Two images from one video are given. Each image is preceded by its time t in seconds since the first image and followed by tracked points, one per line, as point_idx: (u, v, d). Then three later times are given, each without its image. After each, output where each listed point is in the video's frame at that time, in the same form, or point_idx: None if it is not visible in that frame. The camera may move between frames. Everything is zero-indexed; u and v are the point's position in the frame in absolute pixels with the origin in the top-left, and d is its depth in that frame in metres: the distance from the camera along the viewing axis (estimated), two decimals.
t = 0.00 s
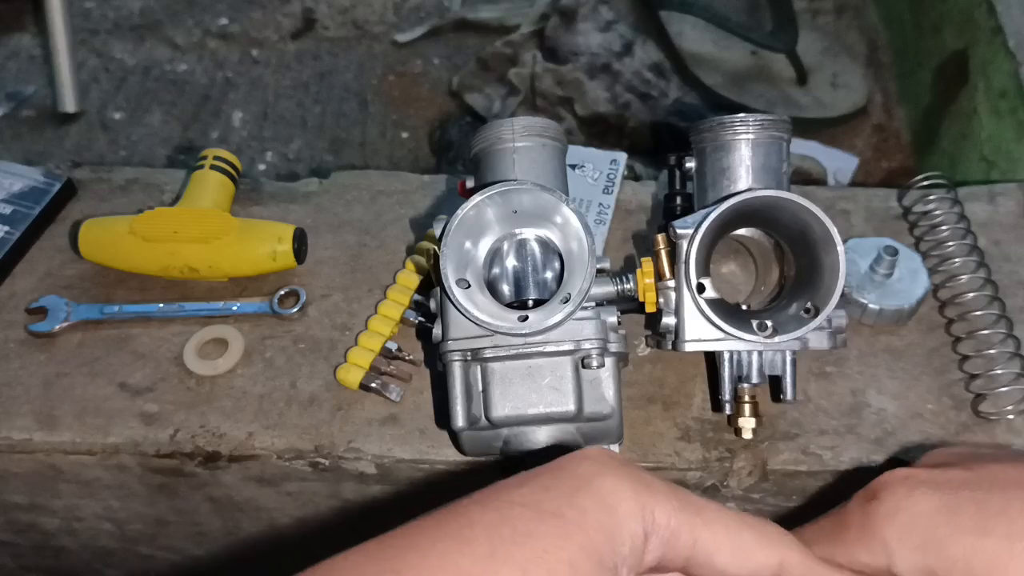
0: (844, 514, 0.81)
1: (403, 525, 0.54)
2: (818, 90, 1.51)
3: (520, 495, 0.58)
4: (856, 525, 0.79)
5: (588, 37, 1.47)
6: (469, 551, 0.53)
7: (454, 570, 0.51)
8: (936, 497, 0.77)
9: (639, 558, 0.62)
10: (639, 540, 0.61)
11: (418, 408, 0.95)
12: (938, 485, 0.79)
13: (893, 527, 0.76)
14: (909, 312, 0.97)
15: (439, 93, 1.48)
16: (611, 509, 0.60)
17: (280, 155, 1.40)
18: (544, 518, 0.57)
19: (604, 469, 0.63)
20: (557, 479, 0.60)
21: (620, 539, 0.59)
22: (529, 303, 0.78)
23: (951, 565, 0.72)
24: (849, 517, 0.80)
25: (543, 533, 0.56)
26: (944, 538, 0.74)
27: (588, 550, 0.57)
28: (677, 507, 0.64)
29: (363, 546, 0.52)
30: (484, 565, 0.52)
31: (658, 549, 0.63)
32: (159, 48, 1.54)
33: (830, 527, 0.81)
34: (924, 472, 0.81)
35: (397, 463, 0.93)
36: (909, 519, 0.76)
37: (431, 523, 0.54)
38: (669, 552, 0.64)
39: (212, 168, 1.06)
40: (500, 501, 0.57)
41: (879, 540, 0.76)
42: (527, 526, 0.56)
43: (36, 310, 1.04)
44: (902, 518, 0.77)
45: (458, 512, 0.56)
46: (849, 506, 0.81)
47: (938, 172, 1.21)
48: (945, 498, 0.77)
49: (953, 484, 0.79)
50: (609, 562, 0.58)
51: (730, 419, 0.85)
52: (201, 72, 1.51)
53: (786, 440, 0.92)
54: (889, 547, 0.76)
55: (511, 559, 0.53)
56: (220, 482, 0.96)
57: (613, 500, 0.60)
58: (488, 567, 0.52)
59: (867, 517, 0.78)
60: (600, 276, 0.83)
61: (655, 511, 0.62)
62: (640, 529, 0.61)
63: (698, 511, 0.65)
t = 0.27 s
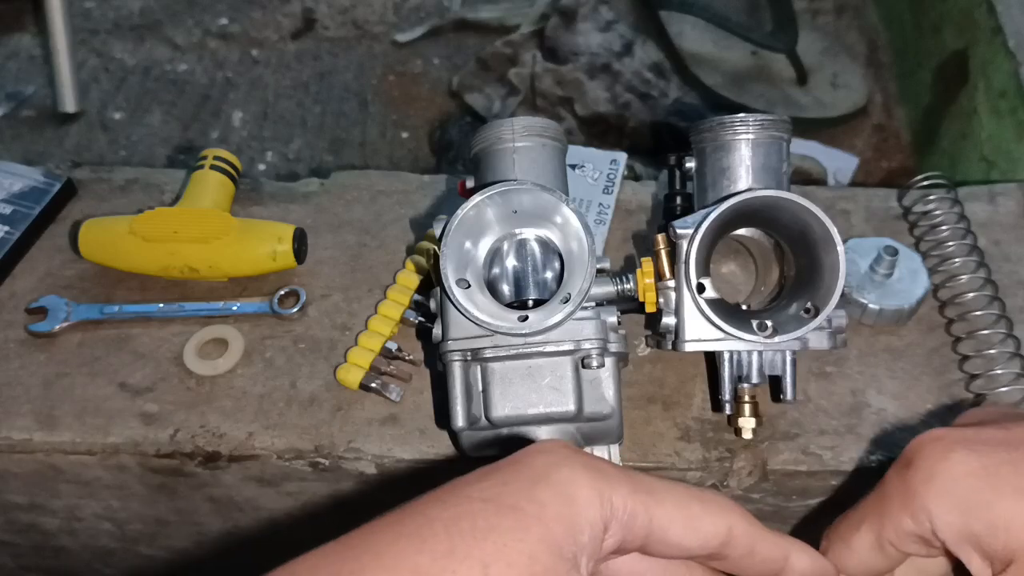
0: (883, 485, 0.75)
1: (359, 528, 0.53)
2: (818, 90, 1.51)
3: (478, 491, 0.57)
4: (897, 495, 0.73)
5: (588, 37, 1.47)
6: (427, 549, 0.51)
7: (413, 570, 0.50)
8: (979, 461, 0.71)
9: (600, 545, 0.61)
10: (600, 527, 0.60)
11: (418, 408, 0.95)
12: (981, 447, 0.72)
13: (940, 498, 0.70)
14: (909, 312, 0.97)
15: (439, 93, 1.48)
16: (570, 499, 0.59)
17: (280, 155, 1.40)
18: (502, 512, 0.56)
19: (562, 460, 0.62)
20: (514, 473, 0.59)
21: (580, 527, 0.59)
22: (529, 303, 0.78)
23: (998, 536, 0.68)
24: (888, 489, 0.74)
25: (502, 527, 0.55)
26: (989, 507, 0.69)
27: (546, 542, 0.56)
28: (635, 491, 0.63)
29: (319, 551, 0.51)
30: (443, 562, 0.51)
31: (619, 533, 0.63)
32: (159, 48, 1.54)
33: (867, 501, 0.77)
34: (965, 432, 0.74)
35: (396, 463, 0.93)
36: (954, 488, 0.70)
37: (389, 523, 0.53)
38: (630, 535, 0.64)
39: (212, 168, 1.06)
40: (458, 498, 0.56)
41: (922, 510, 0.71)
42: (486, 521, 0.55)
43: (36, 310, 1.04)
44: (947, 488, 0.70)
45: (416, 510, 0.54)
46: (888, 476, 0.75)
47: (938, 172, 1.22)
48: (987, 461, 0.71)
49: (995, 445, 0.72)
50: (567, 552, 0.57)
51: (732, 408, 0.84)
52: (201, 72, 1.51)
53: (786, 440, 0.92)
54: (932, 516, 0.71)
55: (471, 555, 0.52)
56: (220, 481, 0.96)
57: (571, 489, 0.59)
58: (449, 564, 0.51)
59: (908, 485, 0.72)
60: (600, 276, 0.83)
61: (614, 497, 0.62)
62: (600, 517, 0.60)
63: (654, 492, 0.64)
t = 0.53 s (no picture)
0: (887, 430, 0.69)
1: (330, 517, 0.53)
2: (818, 90, 1.51)
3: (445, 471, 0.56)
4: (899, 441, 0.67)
5: (588, 37, 1.47)
6: (398, 536, 0.51)
7: (384, 559, 0.50)
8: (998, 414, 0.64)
9: (576, 514, 0.60)
10: (574, 498, 0.59)
11: (418, 409, 0.95)
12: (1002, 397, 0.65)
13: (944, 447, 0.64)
14: (909, 312, 0.97)
15: (439, 93, 1.48)
16: (539, 473, 0.58)
17: (280, 155, 1.40)
18: (471, 493, 0.55)
19: (530, 433, 0.60)
20: (482, 449, 0.58)
21: (552, 501, 0.58)
22: (529, 303, 0.78)
23: (1001, 490, 0.61)
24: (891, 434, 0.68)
25: (472, 509, 0.54)
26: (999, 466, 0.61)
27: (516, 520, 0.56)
28: (607, 457, 0.61)
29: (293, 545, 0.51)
30: (413, 549, 0.51)
31: (595, 500, 0.61)
32: (159, 48, 1.54)
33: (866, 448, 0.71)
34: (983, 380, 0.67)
35: (396, 463, 0.93)
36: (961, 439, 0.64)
37: (359, 513, 0.53)
38: (606, 500, 0.62)
39: (211, 168, 1.06)
40: (425, 481, 0.56)
41: (924, 455, 0.65)
42: (456, 504, 0.54)
43: (36, 310, 1.04)
44: (954, 435, 0.64)
45: (385, 497, 0.54)
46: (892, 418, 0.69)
47: (938, 172, 1.22)
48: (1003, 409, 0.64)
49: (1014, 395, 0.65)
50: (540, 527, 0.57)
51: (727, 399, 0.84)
52: (201, 72, 1.51)
53: (786, 440, 0.92)
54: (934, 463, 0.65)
55: (441, 539, 0.52)
56: (220, 481, 0.96)
57: (539, 462, 0.58)
58: (418, 550, 0.51)
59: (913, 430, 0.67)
60: (600, 276, 0.83)
61: (586, 466, 0.60)
62: (573, 487, 0.59)
63: (624, 454, 0.63)
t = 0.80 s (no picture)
0: (896, 375, 0.64)
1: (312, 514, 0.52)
2: (818, 90, 1.51)
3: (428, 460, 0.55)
4: (911, 390, 0.62)
5: (588, 37, 1.47)
6: (376, 529, 0.51)
7: (360, 552, 0.50)
8: None
9: (561, 499, 0.58)
10: (558, 482, 0.57)
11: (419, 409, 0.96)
12: None
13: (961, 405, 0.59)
14: (908, 312, 0.97)
15: (439, 93, 1.48)
16: (520, 457, 0.56)
17: (280, 155, 1.40)
18: (449, 481, 0.54)
19: (511, 418, 0.58)
20: (464, 435, 0.57)
21: (534, 485, 0.56)
22: (529, 303, 0.78)
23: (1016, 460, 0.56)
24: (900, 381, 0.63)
25: (451, 497, 0.53)
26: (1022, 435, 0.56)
27: (496, 503, 0.54)
28: (589, 438, 0.59)
29: (273, 544, 0.50)
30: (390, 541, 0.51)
31: (579, 482, 0.59)
32: (159, 48, 1.54)
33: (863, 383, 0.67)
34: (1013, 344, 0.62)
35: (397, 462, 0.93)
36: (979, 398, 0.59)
37: (338, 509, 0.52)
38: (591, 482, 0.60)
39: (211, 168, 1.06)
40: (406, 473, 0.55)
41: (936, 411, 0.60)
42: (434, 493, 0.53)
43: (36, 310, 1.04)
44: (973, 393, 0.59)
45: (363, 491, 0.53)
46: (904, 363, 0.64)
47: (938, 172, 1.22)
48: None
49: None
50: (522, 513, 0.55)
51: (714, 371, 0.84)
52: (201, 72, 1.51)
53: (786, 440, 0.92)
54: (945, 418, 0.60)
55: (419, 528, 0.52)
56: (220, 481, 0.96)
57: (520, 445, 0.57)
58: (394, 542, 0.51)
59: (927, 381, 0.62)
60: (600, 276, 0.83)
61: (568, 449, 0.58)
62: (556, 471, 0.57)
63: (606, 432, 0.61)
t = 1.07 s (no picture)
0: (884, 360, 0.61)
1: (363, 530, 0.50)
2: (818, 91, 1.51)
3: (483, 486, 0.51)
4: (895, 381, 0.60)
5: (588, 37, 1.47)
6: (422, 551, 0.47)
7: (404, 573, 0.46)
8: None
9: (633, 530, 0.53)
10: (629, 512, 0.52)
11: (418, 409, 0.95)
12: None
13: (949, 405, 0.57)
14: (909, 311, 0.97)
15: (439, 93, 1.48)
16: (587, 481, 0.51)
17: (280, 155, 1.40)
18: (503, 506, 0.50)
19: (579, 439, 0.53)
20: (520, 458, 0.52)
21: (600, 513, 0.51)
22: (529, 303, 0.78)
23: (1006, 466, 0.54)
24: (881, 370, 0.61)
25: (505, 521, 0.49)
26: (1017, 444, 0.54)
27: (558, 535, 0.49)
28: (664, 464, 0.54)
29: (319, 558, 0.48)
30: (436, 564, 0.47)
31: (655, 512, 0.53)
32: (159, 48, 1.54)
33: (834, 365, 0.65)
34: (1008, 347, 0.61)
35: (397, 463, 0.93)
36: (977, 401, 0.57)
37: (388, 527, 0.49)
38: (669, 512, 0.54)
39: (211, 168, 1.06)
40: (459, 494, 0.51)
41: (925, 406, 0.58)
42: (485, 517, 0.49)
43: (36, 310, 1.04)
44: (963, 390, 0.57)
45: (400, 520, 0.49)
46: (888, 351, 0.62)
47: (938, 172, 1.22)
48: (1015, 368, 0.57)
49: None
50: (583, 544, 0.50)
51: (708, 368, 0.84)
52: (201, 72, 1.51)
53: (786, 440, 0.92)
54: (932, 414, 0.58)
55: (467, 552, 0.48)
56: (220, 481, 0.96)
57: (583, 467, 0.51)
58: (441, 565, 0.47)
59: (915, 374, 0.59)
60: (600, 276, 0.83)
61: (642, 475, 0.53)
62: (628, 499, 0.52)
63: (685, 459, 0.55)
